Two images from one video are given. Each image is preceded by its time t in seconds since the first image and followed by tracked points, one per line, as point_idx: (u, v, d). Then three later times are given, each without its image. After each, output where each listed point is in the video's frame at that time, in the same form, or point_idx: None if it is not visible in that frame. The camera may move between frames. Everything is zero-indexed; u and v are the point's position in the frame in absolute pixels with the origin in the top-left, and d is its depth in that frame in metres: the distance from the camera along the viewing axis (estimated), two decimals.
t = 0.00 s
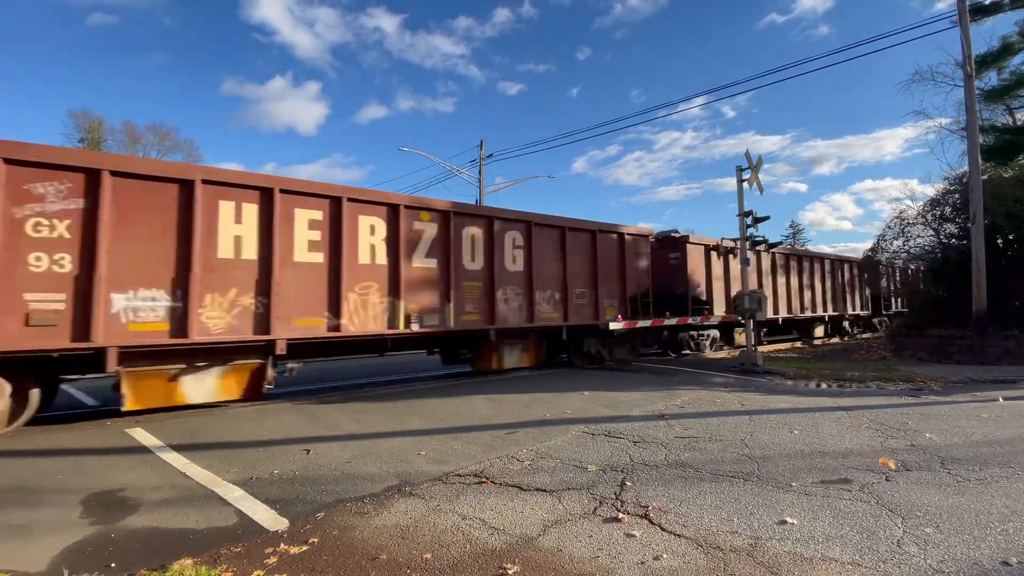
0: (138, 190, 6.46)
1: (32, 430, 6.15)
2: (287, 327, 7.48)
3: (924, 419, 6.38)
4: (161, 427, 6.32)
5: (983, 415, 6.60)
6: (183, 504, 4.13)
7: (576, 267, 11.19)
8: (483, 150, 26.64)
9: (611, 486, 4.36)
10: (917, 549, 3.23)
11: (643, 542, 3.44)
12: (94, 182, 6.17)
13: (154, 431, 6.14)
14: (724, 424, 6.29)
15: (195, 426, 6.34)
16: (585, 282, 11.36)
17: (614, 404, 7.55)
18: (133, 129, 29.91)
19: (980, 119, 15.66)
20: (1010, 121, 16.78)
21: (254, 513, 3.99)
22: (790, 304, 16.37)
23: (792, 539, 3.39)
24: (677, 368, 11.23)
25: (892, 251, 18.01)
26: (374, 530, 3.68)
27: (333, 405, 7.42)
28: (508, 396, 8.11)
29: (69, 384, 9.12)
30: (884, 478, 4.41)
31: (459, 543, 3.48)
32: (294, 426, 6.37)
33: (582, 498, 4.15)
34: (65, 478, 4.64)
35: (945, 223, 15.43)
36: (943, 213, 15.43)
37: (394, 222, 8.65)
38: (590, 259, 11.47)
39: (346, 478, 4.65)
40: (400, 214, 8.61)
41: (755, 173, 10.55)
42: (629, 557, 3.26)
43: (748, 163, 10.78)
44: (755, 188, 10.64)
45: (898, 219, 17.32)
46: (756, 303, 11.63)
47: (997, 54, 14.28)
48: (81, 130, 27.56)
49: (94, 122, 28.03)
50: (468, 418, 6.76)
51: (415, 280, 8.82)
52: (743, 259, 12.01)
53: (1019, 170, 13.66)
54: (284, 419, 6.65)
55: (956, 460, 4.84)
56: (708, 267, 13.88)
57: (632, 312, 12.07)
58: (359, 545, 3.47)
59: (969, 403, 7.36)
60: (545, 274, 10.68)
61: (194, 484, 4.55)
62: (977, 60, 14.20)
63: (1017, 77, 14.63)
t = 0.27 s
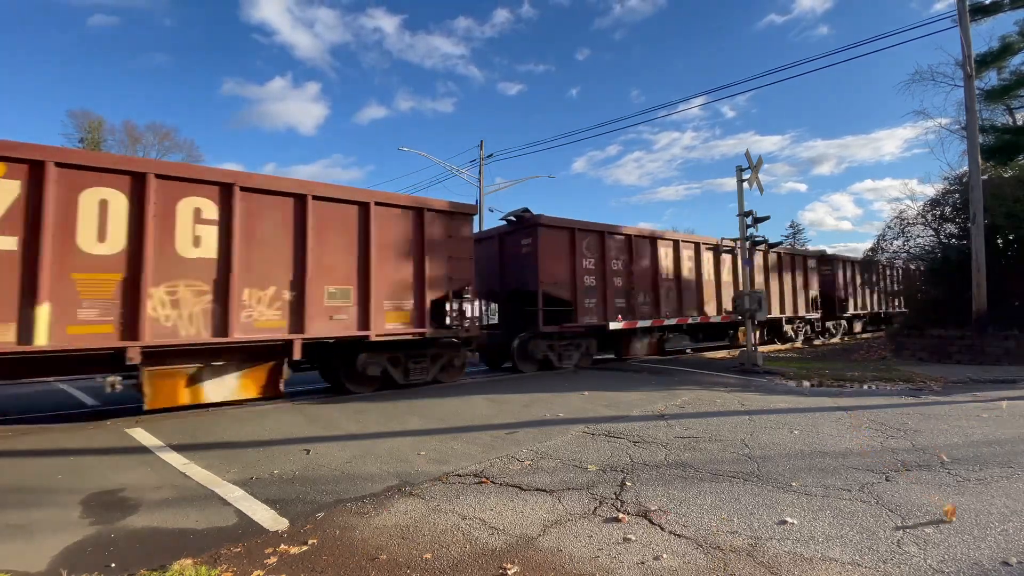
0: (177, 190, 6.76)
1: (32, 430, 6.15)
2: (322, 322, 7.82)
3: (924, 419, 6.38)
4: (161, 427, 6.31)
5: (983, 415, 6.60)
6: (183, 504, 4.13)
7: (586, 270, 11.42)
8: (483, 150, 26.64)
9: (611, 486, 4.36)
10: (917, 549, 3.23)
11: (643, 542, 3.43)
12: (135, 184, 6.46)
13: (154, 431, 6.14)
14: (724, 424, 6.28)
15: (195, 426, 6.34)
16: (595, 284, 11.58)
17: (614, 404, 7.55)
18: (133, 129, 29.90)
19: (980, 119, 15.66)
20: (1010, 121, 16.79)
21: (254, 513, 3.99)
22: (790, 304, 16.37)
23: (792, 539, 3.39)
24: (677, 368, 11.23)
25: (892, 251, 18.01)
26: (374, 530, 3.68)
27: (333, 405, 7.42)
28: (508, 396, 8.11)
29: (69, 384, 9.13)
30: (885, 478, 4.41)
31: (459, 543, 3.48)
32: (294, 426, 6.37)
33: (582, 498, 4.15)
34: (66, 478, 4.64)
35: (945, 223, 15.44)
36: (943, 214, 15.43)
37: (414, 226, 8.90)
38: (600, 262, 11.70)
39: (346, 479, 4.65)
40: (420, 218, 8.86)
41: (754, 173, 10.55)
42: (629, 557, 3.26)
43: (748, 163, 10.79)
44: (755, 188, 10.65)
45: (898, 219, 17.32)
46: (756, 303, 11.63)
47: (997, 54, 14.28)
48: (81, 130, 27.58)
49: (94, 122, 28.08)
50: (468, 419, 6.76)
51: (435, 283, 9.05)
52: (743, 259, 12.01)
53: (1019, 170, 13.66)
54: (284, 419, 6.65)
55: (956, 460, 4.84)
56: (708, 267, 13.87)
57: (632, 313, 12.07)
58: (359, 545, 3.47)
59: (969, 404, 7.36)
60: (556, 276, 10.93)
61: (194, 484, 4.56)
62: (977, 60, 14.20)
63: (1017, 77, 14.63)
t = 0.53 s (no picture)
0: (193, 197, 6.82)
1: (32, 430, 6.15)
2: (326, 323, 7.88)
3: (924, 420, 6.39)
4: (161, 427, 6.31)
5: (983, 415, 6.61)
6: (183, 504, 4.13)
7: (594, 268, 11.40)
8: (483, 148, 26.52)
9: (611, 486, 4.36)
10: (917, 549, 3.23)
11: (643, 542, 3.44)
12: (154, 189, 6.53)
13: (154, 431, 6.14)
14: (724, 424, 6.29)
15: (195, 426, 6.34)
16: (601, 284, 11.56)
17: (614, 404, 7.55)
18: (133, 129, 29.94)
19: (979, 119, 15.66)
20: (1010, 121, 16.79)
21: (254, 513, 3.99)
22: (790, 304, 16.37)
23: (792, 539, 3.39)
24: (677, 368, 11.23)
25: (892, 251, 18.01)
26: (373, 530, 3.68)
27: (333, 405, 7.42)
28: (508, 396, 8.11)
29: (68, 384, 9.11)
30: (884, 478, 4.42)
31: (459, 543, 3.48)
32: (294, 426, 6.37)
33: (582, 498, 4.15)
34: (66, 478, 4.64)
35: (945, 223, 15.45)
36: (943, 214, 15.44)
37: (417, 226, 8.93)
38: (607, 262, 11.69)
39: (346, 478, 4.65)
40: (422, 219, 8.85)
41: (754, 173, 10.55)
42: (629, 557, 3.26)
43: (748, 163, 10.79)
44: (755, 188, 10.65)
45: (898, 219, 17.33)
46: (756, 303, 11.63)
47: (997, 54, 14.28)
48: (81, 131, 27.58)
49: (93, 122, 28.05)
50: (467, 419, 6.76)
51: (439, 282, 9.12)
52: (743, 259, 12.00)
53: (1019, 170, 13.66)
54: (284, 419, 6.65)
55: (956, 460, 4.84)
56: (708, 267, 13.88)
57: (632, 313, 12.07)
58: (359, 545, 3.47)
59: (968, 404, 7.37)
60: (562, 276, 10.88)
61: (194, 484, 4.56)
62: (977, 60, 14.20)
63: (1017, 77, 14.63)
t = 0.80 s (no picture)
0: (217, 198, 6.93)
1: (32, 430, 6.15)
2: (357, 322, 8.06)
3: (924, 420, 6.39)
4: (161, 427, 6.32)
5: (983, 415, 6.61)
6: (183, 504, 4.13)
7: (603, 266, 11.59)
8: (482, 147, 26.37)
9: (611, 486, 4.36)
10: (917, 549, 3.23)
11: (643, 542, 3.44)
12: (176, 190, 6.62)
13: (154, 431, 6.14)
14: (724, 424, 6.29)
15: (195, 426, 6.34)
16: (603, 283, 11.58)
17: (614, 404, 7.55)
18: (133, 129, 30.00)
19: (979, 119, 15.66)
20: (1011, 121, 16.79)
21: (254, 513, 3.99)
22: (790, 304, 16.37)
23: (792, 540, 3.39)
24: (677, 368, 11.23)
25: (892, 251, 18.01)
26: (374, 530, 3.68)
27: (333, 405, 7.42)
28: (508, 396, 8.11)
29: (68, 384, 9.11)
30: (884, 478, 4.42)
31: (459, 543, 3.47)
32: (294, 426, 6.37)
33: (582, 498, 4.15)
34: (66, 478, 4.64)
35: (945, 223, 15.46)
36: (943, 214, 15.44)
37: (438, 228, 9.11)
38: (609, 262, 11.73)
39: (346, 478, 4.65)
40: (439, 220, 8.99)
41: (754, 173, 10.55)
42: (629, 557, 3.26)
43: (748, 163, 10.79)
44: (755, 188, 10.65)
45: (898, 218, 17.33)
46: (756, 303, 11.63)
47: (997, 54, 14.28)
48: (81, 131, 27.62)
49: (94, 122, 28.07)
50: (467, 419, 6.76)
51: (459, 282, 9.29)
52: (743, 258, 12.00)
53: (1020, 170, 13.65)
54: (284, 419, 6.65)
55: (956, 460, 4.84)
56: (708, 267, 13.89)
57: (632, 313, 12.07)
58: (359, 545, 3.47)
59: (968, 404, 7.37)
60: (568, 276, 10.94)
61: (194, 484, 4.56)
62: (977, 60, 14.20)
63: (1017, 77, 14.63)
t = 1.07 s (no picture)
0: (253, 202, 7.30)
1: (32, 430, 6.15)
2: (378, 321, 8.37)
3: (924, 420, 6.38)
4: (161, 427, 6.31)
5: (983, 415, 6.60)
6: (183, 504, 4.13)
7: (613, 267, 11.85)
8: (482, 147, 26.34)
9: (611, 486, 4.36)
10: (917, 549, 3.23)
11: (643, 542, 3.44)
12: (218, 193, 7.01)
13: (154, 431, 6.14)
14: (724, 424, 6.29)
15: (195, 426, 6.34)
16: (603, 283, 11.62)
17: (614, 404, 7.55)
18: (133, 129, 29.96)
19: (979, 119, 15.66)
20: (1010, 121, 16.79)
21: (254, 513, 3.99)
22: (790, 304, 16.37)
23: (792, 539, 3.39)
24: (677, 368, 11.23)
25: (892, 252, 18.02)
26: (374, 530, 3.68)
27: (333, 405, 7.42)
28: (508, 396, 8.11)
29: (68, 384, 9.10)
30: (884, 478, 4.42)
31: (459, 543, 3.48)
32: (294, 426, 6.37)
33: (582, 498, 4.15)
34: (65, 478, 4.64)
35: (945, 223, 15.47)
36: (943, 214, 15.45)
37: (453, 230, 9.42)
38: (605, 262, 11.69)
39: (346, 478, 4.65)
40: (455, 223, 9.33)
41: (755, 173, 10.55)
42: (629, 557, 3.26)
43: (748, 163, 10.79)
44: (755, 188, 10.65)
45: (898, 218, 17.33)
46: (756, 303, 11.63)
47: (997, 54, 14.28)
48: (81, 131, 27.54)
49: (93, 122, 28.05)
50: (467, 418, 6.76)
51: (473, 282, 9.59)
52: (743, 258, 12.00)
53: (1020, 170, 13.66)
54: (284, 419, 6.65)
55: (956, 460, 4.84)
56: (709, 267, 13.89)
57: (632, 313, 12.07)
58: (359, 545, 3.47)
59: (968, 404, 7.37)
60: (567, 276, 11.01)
61: (194, 484, 4.56)
62: (977, 60, 14.19)
63: (1017, 77, 14.63)
